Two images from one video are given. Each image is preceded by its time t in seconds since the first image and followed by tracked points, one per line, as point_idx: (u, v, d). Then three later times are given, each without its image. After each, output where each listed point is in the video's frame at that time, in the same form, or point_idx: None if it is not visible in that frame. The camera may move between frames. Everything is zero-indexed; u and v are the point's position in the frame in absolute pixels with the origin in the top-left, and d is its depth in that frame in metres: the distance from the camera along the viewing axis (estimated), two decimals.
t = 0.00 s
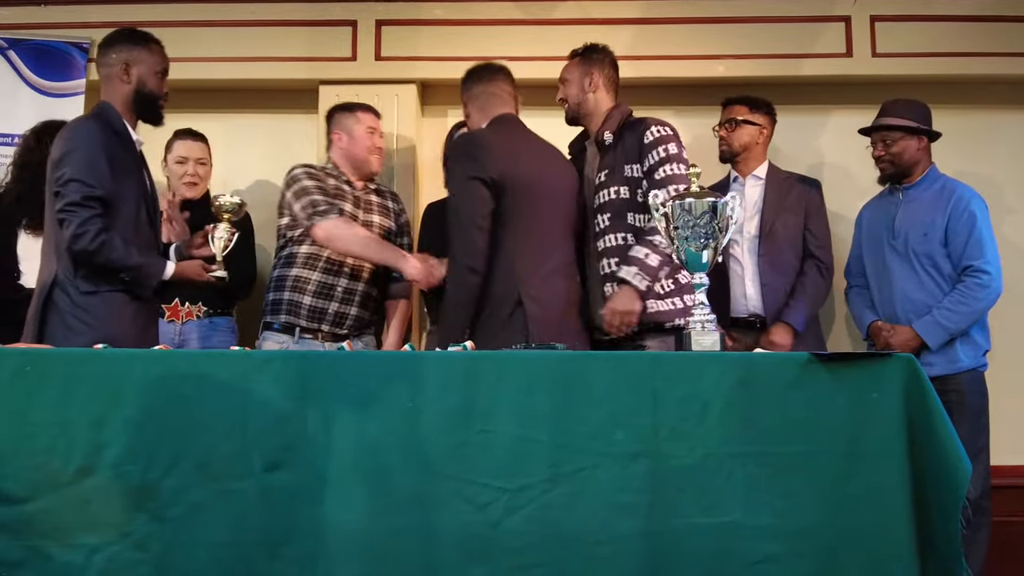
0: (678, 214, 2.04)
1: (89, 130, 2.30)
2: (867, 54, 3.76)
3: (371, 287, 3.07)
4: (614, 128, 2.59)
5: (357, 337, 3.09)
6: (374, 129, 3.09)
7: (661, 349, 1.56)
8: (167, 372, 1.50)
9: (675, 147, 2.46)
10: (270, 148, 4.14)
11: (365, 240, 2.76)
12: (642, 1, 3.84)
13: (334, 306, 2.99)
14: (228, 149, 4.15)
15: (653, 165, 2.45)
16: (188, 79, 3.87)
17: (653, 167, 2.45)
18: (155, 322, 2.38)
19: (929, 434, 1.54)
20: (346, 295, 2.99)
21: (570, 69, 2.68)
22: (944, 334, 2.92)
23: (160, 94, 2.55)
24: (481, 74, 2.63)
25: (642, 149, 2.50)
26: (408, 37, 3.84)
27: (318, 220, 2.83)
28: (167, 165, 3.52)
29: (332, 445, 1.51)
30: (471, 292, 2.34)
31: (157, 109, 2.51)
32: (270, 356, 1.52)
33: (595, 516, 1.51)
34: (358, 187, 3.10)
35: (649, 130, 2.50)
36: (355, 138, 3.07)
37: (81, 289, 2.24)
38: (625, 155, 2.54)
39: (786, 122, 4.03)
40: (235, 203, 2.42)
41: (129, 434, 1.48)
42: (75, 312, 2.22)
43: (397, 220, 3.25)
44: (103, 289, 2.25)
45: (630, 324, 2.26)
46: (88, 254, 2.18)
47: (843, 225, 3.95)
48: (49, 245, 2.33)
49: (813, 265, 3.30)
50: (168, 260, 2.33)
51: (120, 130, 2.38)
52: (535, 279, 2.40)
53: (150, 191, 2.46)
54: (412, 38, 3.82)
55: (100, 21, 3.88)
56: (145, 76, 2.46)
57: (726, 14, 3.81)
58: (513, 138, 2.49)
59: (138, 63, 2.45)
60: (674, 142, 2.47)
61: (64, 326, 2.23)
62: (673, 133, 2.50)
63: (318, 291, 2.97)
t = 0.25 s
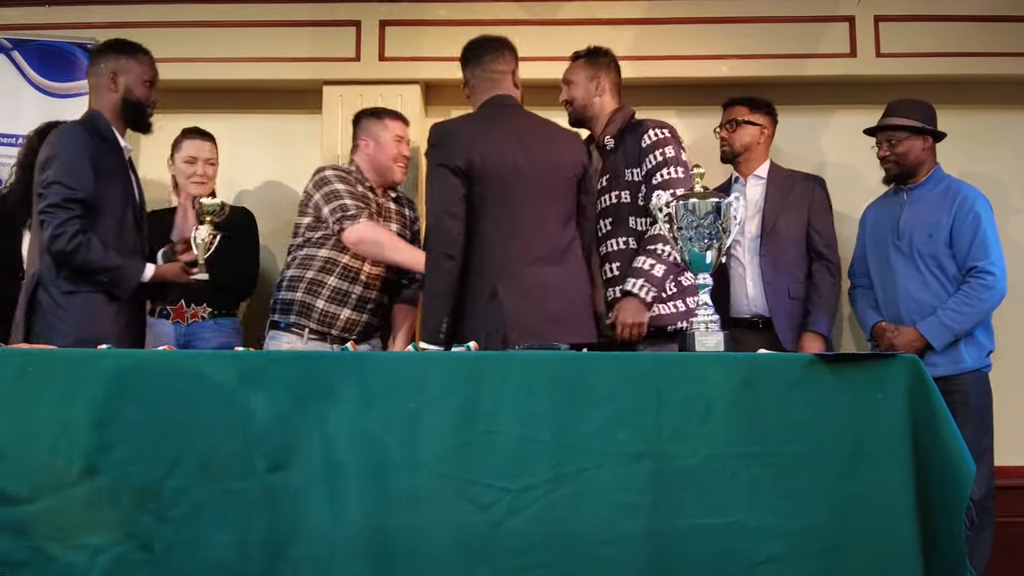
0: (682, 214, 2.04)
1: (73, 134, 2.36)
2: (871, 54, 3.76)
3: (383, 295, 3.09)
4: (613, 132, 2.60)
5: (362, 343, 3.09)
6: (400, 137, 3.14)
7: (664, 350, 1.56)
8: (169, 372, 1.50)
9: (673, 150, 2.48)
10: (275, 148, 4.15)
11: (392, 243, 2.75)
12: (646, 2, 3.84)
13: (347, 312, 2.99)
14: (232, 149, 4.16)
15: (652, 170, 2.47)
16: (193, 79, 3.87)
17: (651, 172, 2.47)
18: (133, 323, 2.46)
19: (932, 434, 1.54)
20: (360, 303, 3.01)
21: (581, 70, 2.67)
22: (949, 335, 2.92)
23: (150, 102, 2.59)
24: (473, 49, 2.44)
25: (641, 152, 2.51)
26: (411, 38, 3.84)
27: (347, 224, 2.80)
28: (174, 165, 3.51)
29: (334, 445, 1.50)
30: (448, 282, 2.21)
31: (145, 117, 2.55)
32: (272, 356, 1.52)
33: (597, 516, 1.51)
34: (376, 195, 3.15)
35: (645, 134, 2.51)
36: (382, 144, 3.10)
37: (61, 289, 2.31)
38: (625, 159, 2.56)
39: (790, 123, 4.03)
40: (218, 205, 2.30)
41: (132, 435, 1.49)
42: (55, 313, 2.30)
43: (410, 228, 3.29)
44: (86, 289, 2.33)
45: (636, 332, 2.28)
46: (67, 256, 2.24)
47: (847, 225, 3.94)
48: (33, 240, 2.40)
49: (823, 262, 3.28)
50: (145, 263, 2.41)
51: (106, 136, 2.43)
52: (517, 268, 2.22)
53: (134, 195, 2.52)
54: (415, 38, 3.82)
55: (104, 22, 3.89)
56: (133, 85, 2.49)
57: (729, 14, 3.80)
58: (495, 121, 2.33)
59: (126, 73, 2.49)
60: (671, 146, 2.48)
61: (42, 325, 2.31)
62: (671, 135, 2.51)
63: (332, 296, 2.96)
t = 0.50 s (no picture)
0: (684, 215, 2.04)
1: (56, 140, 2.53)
2: (874, 54, 3.75)
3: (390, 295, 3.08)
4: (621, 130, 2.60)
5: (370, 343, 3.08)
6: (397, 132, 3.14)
7: (666, 351, 1.56)
8: (172, 373, 1.50)
9: (673, 156, 2.48)
10: (278, 149, 4.15)
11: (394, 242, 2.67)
12: (648, 2, 3.84)
13: (353, 311, 2.98)
14: (235, 149, 4.16)
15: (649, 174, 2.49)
16: (196, 79, 3.88)
17: (649, 177, 2.49)
18: (115, 320, 2.63)
19: (936, 435, 1.54)
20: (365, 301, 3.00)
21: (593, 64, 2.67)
22: (951, 334, 2.91)
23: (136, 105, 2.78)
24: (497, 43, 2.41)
25: (642, 156, 2.53)
26: (414, 38, 3.84)
27: (349, 227, 2.72)
28: (179, 164, 3.50)
29: (337, 446, 1.51)
30: (439, 280, 2.22)
31: (131, 120, 2.73)
32: (275, 358, 1.52)
33: (600, 517, 1.51)
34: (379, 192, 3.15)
35: (650, 136, 2.52)
36: (381, 140, 3.12)
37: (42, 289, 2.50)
38: (627, 164, 2.59)
39: (793, 123, 4.02)
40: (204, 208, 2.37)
41: (135, 435, 1.49)
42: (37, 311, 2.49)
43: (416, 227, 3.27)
44: (65, 290, 2.50)
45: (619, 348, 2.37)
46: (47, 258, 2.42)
47: (850, 225, 3.94)
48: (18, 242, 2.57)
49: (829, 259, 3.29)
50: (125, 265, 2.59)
51: (92, 141, 2.62)
52: (510, 265, 2.21)
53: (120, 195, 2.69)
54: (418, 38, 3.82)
55: (107, 23, 3.90)
56: (120, 89, 2.68)
57: (732, 14, 3.80)
58: (496, 118, 2.31)
59: (113, 78, 2.68)
60: (671, 151, 2.49)
61: (26, 322, 2.50)
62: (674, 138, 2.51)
63: (338, 296, 2.96)
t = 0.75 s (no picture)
0: (686, 215, 2.04)
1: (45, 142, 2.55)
2: (876, 54, 3.75)
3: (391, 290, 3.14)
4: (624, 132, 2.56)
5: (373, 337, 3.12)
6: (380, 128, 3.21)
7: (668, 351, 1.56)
8: (174, 373, 1.50)
9: (681, 163, 2.46)
10: (280, 149, 4.15)
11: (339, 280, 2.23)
12: (651, 2, 3.83)
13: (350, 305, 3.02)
14: (237, 150, 4.16)
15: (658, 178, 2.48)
16: (198, 79, 3.88)
17: (657, 183, 2.48)
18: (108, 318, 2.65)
19: (938, 435, 1.53)
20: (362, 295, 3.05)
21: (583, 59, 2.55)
22: (952, 334, 2.91)
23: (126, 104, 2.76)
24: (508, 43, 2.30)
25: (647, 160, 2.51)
26: (416, 38, 3.84)
27: (299, 250, 2.22)
28: (177, 164, 3.51)
29: (340, 446, 1.50)
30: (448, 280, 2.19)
31: (120, 121, 2.71)
32: (277, 358, 1.51)
33: (602, 518, 1.51)
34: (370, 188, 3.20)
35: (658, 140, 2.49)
36: (363, 137, 3.19)
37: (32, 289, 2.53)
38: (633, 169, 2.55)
39: (796, 123, 4.02)
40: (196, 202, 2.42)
41: (137, 435, 1.49)
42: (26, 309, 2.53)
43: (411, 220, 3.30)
44: (54, 288, 2.52)
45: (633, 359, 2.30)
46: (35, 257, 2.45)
47: (851, 226, 3.93)
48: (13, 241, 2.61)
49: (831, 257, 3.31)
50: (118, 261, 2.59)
51: (81, 141, 2.61)
52: (520, 261, 2.11)
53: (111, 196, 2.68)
54: (419, 39, 3.82)
55: (109, 23, 3.90)
56: (107, 89, 2.66)
57: (734, 14, 3.80)
58: (512, 113, 2.22)
59: (101, 77, 2.66)
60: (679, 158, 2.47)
61: (16, 321, 2.53)
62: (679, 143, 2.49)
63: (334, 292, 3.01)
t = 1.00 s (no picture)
0: (686, 214, 2.02)
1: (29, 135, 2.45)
2: (877, 54, 3.75)
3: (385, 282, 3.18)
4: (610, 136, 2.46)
5: (371, 333, 3.15)
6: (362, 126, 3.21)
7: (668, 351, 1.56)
8: (175, 373, 1.50)
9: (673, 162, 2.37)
10: (281, 149, 4.15)
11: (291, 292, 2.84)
12: (652, 1, 3.83)
13: (340, 302, 3.08)
14: (237, 149, 4.16)
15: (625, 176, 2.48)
16: (199, 79, 3.88)
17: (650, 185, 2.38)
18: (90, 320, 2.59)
19: (938, 434, 1.53)
20: (351, 290, 3.09)
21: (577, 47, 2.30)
22: (954, 335, 2.90)
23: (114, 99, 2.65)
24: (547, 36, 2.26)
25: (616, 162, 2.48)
26: (417, 38, 3.84)
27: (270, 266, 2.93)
28: (173, 163, 3.50)
29: (342, 445, 1.50)
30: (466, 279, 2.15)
31: (107, 116, 2.61)
32: (277, 358, 1.52)
33: (602, 518, 1.51)
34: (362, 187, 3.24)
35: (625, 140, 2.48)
36: (343, 137, 3.21)
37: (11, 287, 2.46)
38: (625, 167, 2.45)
39: (796, 122, 4.02)
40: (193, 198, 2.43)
41: (137, 435, 1.49)
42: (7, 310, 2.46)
43: (404, 214, 3.31)
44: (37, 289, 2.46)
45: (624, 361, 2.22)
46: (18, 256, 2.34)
47: (850, 227, 3.93)
48: None
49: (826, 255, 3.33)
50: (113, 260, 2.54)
51: (67, 136, 2.53)
52: (538, 260, 2.08)
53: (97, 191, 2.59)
54: (420, 38, 3.82)
55: (110, 23, 3.90)
56: (94, 83, 2.55)
57: (735, 14, 3.80)
58: (536, 108, 2.18)
59: (88, 71, 2.55)
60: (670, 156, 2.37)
61: None
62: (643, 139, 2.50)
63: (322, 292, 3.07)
